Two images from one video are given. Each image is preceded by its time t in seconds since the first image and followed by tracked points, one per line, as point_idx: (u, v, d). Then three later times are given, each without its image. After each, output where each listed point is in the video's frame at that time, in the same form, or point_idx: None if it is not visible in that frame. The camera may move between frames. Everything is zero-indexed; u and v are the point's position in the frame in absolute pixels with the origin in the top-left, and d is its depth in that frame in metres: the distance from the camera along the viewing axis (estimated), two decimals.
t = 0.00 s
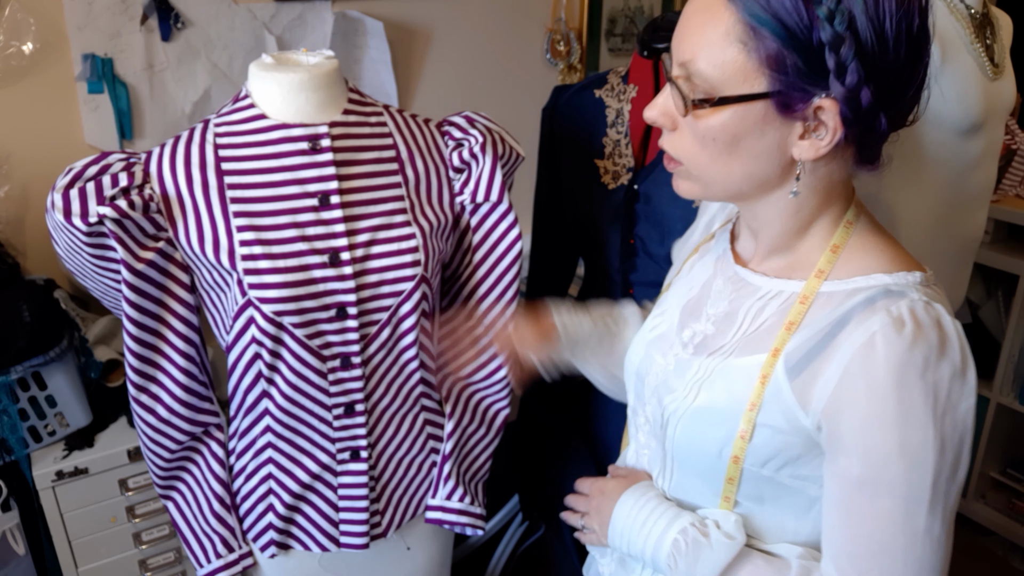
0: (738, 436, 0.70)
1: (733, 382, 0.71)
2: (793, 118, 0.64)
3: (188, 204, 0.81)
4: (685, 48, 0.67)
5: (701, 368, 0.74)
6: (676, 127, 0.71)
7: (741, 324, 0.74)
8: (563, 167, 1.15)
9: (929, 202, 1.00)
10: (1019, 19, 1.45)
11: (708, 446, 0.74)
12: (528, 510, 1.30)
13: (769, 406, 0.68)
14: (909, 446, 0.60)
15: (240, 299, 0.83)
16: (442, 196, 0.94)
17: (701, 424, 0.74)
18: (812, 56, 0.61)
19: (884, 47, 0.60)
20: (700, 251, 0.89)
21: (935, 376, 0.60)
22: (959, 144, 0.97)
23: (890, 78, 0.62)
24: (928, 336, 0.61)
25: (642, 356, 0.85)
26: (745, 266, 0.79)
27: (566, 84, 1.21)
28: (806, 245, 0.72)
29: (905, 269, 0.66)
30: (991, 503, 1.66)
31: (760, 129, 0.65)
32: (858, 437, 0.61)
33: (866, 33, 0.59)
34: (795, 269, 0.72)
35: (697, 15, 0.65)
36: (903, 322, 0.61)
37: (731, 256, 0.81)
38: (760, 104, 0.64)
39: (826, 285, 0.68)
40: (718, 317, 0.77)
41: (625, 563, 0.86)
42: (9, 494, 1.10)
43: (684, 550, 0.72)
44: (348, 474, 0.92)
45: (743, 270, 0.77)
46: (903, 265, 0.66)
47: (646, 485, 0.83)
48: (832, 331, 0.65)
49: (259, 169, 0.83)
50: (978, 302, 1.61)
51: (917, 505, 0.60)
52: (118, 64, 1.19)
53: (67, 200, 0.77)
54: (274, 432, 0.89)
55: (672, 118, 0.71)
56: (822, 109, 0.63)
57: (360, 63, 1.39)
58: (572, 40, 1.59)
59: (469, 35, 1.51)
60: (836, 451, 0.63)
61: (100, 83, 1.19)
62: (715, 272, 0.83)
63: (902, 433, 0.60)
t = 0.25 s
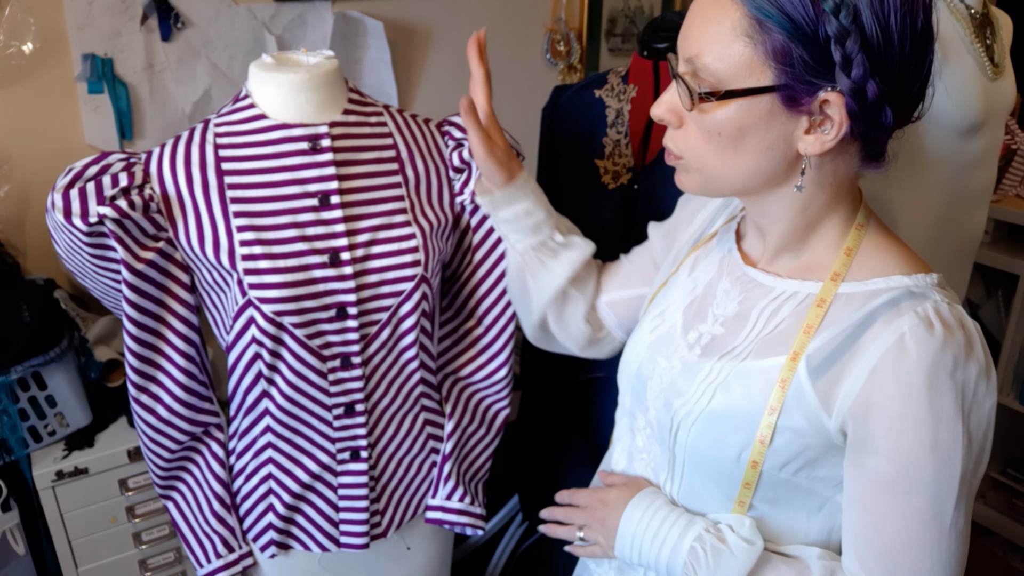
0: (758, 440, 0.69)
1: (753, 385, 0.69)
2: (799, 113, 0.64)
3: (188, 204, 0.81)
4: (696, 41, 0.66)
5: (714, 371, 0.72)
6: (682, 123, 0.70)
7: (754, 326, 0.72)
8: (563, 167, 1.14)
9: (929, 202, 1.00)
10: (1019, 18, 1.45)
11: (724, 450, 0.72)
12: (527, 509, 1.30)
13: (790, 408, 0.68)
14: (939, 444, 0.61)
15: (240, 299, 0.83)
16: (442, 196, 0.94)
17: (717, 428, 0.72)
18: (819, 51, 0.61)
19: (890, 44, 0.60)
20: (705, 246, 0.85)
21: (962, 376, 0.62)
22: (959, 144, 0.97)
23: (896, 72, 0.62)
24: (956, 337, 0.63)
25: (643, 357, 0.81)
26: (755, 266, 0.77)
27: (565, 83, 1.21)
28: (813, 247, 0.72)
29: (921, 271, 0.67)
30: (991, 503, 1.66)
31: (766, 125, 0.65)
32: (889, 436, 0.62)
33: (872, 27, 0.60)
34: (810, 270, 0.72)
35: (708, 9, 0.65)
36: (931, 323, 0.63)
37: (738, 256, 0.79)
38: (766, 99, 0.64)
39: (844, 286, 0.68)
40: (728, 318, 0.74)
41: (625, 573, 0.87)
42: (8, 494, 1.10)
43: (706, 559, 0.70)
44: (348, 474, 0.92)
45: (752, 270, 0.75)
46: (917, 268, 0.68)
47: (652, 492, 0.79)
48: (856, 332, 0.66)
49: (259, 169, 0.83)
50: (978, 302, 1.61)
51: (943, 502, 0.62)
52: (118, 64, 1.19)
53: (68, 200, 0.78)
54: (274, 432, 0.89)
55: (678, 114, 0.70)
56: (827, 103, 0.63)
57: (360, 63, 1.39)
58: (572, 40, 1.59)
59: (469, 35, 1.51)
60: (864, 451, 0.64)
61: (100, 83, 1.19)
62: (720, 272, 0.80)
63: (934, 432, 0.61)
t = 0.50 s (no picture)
0: (754, 441, 0.69)
1: (750, 387, 0.69)
2: (801, 109, 0.64)
3: (188, 204, 0.81)
4: (698, 39, 0.66)
5: (710, 373, 0.72)
6: (683, 124, 0.70)
7: (751, 328, 0.72)
8: (563, 165, 1.14)
9: (929, 202, 1.00)
10: (1019, 18, 1.44)
11: (721, 452, 0.72)
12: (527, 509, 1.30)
13: (786, 410, 0.68)
14: (938, 447, 0.62)
15: (240, 298, 0.83)
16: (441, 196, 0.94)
17: (713, 429, 0.72)
18: (821, 46, 0.62)
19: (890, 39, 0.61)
20: (701, 245, 0.84)
21: (961, 379, 0.63)
22: (959, 144, 0.97)
23: (896, 67, 0.62)
24: (956, 340, 0.63)
25: (639, 355, 0.81)
26: (753, 267, 0.76)
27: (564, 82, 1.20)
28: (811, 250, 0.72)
29: (918, 274, 0.68)
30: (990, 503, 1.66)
31: (769, 121, 0.65)
32: (887, 439, 0.63)
33: (873, 21, 0.60)
34: (809, 274, 0.72)
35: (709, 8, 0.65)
36: (931, 326, 0.63)
37: (736, 258, 0.78)
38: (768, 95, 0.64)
39: (841, 289, 0.68)
40: (726, 319, 0.74)
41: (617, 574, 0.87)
42: (9, 494, 1.10)
43: (704, 562, 0.70)
44: (347, 474, 0.92)
45: (750, 271, 0.75)
46: (913, 271, 0.68)
47: (645, 496, 0.78)
48: (855, 335, 0.66)
49: (258, 169, 0.83)
50: (978, 302, 1.61)
51: (941, 504, 0.62)
52: (118, 64, 1.19)
53: (67, 200, 0.78)
54: (274, 432, 0.89)
55: (678, 114, 0.70)
56: (829, 98, 0.63)
57: (360, 63, 1.39)
58: (572, 40, 1.59)
59: (469, 35, 1.51)
60: (862, 453, 0.64)
61: (100, 83, 1.19)
62: (717, 272, 0.79)
63: (933, 435, 0.61)
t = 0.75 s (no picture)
0: (753, 446, 0.69)
1: (746, 392, 0.69)
2: (821, 104, 0.64)
3: (188, 204, 0.81)
4: (705, 41, 0.64)
5: (707, 379, 0.72)
6: (689, 125, 0.69)
7: (747, 333, 0.71)
8: (562, 166, 1.15)
9: (929, 204, 1.00)
10: (1019, 18, 1.44)
11: (719, 458, 0.72)
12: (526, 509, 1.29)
13: (783, 415, 0.68)
14: (933, 453, 0.62)
15: (240, 298, 0.83)
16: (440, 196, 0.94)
17: (710, 435, 0.72)
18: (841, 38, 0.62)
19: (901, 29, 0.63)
20: (692, 248, 0.85)
21: (955, 384, 0.63)
22: (958, 144, 0.97)
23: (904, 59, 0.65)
24: (950, 345, 0.63)
25: (635, 358, 0.81)
26: (747, 271, 0.76)
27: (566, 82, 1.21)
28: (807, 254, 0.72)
29: (913, 278, 0.68)
30: (989, 503, 1.67)
31: (790, 116, 0.64)
32: (882, 444, 0.63)
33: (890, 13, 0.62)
34: (804, 277, 0.72)
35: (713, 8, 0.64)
36: (927, 331, 0.63)
37: (729, 261, 0.78)
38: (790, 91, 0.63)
39: (835, 292, 0.68)
40: (721, 324, 0.74)
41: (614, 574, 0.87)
42: (9, 493, 1.10)
43: (696, 562, 0.70)
44: (348, 474, 0.92)
45: (744, 275, 0.75)
46: (907, 274, 0.68)
47: (641, 495, 0.79)
48: (851, 339, 0.66)
49: (258, 169, 0.83)
50: (978, 302, 1.61)
51: (936, 507, 0.63)
52: (118, 64, 1.19)
53: (68, 200, 0.78)
54: (274, 431, 0.89)
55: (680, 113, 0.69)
56: (851, 89, 0.63)
57: (360, 63, 1.39)
58: (572, 40, 1.59)
59: (469, 35, 1.51)
60: (857, 458, 0.65)
61: (100, 83, 1.19)
62: (710, 275, 0.79)
63: (928, 440, 0.62)
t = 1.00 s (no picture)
0: (762, 439, 0.69)
1: (748, 391, 0.69)
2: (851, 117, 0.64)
3: (188, 204, 0.81)
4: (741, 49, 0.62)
5: (707, 379, 0.71)
6: (743, 131, 0.63)
7: (742, 330, 0.71)
8: (563, 166, 1.15)
9: (929, 203, 1.00)
10: (1019, 18, 1.44)
11: (729, 456, 0.71)
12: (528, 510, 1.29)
13: (789, 408, 0.67)
14: (940, 429, 0.63)
15: (240, 299, 0.83)
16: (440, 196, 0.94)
17: (716, 435, 0.71)
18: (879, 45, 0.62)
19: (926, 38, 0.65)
20: (674, 249, 0.85)
21: (956, 360, 0.64)
22: (959, 145, 0.97)
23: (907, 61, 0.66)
24: (947, 322, 0.64)
25: (627, 368, 0.80)
26: (735, 270, 0.76)
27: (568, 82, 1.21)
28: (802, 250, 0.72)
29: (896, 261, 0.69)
30: (990, 503, 1.67)
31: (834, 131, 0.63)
32: (891, 426, 0.63)
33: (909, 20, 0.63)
34: (796, 271, 0.72)
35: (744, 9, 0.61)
36: (923, 311, 0.64)
37: (717, 259, 0.78)
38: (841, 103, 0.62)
39: (829, 281, 0.69)
40: (715, 323, 0.74)
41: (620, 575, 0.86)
42: (8, 493, 1.10)
43: (715, 566, 0.69)
44: (348, 474, 0.92)
45: (733, 274, 0.75)
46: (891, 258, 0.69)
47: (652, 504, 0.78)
48: (849, 326, 0.67)
49: (258, 169, 0.83)
50: (978, 302, 1.61)
51: (949, 483, 0.63)
52: (118, 64, 1.19)
53: (68, 200, 0.78)
54: (274, 432, 0.89)
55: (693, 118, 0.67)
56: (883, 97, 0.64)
57: (360, 63, 1.39)
58: (572, 40, 1.59)
59: (469, 35, 1.51)
60: (867, 443, 0.65)
61: (100, 83, 1.19)
62: (698, 275, 0.79)
63: (935, 418, 0.62)
